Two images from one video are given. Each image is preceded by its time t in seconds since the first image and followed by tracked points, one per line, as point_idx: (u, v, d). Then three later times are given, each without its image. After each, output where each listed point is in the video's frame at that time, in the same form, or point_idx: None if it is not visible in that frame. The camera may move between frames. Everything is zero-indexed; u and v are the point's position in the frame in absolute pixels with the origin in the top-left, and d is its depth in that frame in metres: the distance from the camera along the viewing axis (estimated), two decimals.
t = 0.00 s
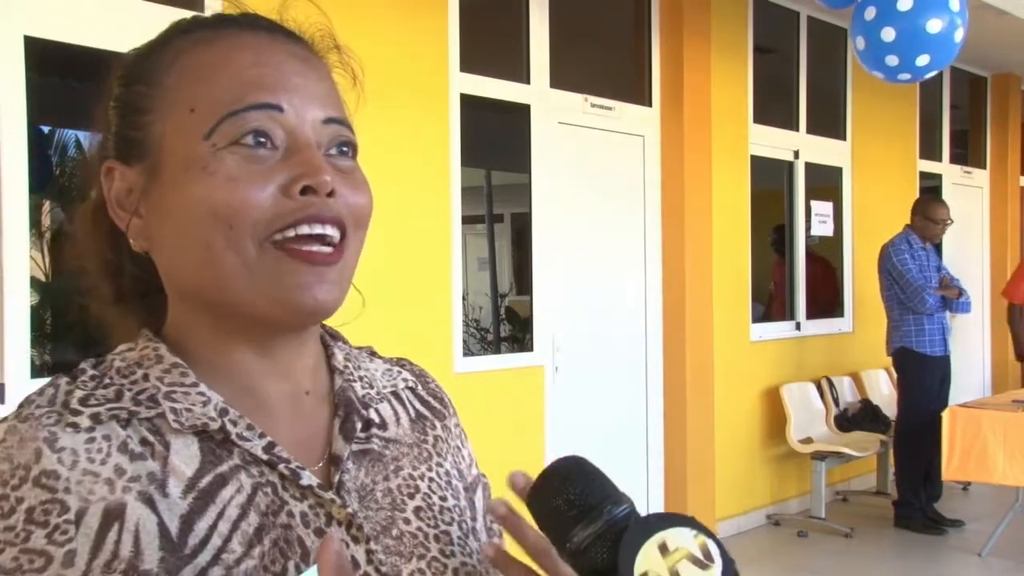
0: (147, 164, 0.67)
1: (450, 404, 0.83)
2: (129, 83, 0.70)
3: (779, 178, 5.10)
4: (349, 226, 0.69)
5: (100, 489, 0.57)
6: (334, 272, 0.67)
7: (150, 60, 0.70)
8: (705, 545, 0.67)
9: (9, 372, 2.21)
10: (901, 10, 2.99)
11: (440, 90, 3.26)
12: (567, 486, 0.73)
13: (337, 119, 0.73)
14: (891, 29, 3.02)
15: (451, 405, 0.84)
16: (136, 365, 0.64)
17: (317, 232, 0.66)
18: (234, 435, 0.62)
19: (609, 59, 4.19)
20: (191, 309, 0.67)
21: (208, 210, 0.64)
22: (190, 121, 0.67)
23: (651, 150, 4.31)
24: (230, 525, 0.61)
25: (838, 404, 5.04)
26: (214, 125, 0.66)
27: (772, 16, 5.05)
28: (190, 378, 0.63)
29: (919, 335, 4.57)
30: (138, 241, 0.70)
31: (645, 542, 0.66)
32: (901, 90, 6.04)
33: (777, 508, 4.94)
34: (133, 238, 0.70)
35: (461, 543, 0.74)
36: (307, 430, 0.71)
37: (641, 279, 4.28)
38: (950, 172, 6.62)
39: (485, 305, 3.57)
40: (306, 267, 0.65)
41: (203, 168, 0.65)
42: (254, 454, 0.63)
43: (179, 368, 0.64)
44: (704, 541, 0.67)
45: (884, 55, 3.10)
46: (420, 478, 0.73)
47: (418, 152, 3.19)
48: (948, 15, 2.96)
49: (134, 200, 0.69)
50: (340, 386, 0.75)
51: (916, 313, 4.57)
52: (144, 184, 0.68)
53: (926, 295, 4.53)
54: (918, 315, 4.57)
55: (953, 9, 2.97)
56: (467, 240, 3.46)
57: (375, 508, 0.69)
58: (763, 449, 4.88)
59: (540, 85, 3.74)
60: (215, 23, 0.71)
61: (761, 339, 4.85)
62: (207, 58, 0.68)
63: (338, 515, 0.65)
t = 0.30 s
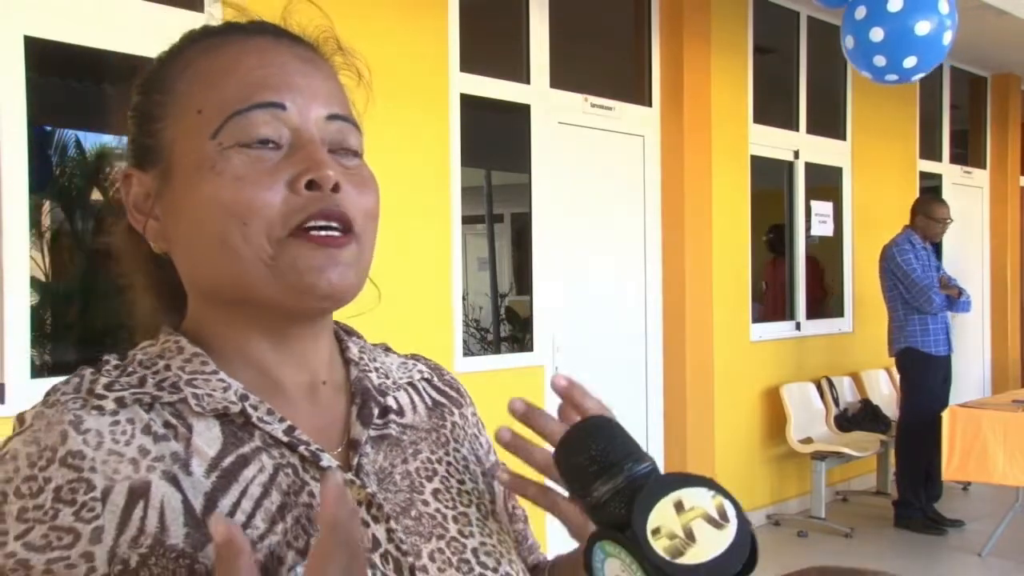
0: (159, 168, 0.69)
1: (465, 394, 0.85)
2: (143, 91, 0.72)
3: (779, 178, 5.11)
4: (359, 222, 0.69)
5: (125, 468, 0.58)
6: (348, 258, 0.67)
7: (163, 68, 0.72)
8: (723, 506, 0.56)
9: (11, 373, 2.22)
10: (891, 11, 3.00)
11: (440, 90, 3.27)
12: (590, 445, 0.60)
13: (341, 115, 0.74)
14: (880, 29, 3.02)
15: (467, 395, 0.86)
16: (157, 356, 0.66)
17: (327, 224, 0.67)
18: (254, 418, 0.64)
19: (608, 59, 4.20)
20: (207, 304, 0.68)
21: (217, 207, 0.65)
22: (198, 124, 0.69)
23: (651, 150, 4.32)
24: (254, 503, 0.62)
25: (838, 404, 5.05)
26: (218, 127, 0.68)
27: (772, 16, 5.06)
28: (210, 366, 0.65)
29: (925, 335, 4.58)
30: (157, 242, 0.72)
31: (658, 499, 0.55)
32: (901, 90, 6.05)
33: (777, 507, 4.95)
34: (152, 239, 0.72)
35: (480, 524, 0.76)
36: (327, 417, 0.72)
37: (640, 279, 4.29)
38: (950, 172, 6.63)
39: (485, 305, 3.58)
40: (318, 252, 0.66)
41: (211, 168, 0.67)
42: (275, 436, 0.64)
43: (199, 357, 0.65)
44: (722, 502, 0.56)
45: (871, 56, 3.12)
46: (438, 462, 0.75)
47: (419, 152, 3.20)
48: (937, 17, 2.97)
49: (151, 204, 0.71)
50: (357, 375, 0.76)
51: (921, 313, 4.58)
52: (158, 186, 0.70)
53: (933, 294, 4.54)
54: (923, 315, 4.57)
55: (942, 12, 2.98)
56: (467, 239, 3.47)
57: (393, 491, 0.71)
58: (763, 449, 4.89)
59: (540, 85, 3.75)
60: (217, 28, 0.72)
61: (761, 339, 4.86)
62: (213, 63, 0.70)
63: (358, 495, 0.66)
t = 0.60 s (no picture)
0: (135, 171, 0.69)
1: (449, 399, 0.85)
2: (119, 97, 0.73)
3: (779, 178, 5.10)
4: (335, 217, 0.70)
5: (105, 470, 0.59)
6: (323, 248, 0.67)
7: (139, 73, 0.72)
8: (731, 498, 0.50)
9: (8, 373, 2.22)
10: (882, 11, 2.99)
11: (440, 90, 3.27)
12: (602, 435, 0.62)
13: (316, 114, 0.74)
14: (871, 29, 3.02)
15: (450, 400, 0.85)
16: (137, 356, 0.65)
17: (305, 214, 0.67)
18: (235, 419, 0.64)
19: (607, 59, 4.19)
20: (185, 304, 0.68)
21: (191, 203, 0.65)
22: (173, 122, 0.69)
23: (651, 150, 4.32)
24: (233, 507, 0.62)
25: (838, 404, 5.05)
26: (194, 123, 0.68)
27: (772, 16, 5.06)
28: (190, 366, 0.65)
29: (926, 335, 4.58)
30: (132, 246, 0.72)
31: (667, 487, 0.51)
32: (901, 90, 6.05)
33: (777, 507, 4.95)
34: (127, 243, 0.72)
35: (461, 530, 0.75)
36: (308, 419, 0.72)
37: (640, 279, 4.29)
38: (951, 172, 6.62)
39: (485, 305, 3.58)
40: (289, 242, 0.66)
41: (185, 164, 0.67)
42: (255, 439, 0.64)
43: (180, 357, 0.65)
44: (730, 494, 0.50)
45: (861, 54, 3.12)
46: (419, 467, 0.75)
47: (418, 152, 3.20)
48: (927, 17, 2.97)
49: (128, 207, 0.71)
50: (337, 378, 0.75)
51: (923, 313, 4.58)
52: (133, 190, 0.70)
53: (934, 294, 4.54)
54: (925, 316, 4.58)
55: (934, 12, 2.97)
56: (467, 239, 3.47)
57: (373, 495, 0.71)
58: (763, 449, 4.89)
59: (540, 85, 3.74)
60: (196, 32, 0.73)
61: (761, 339, 4.86)
62: (186, 65, 0.70)
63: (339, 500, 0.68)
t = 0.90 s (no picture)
0: (104, 168, 0.68)
1: (428, 404, 0.84)
2: (88, 93, 0.72)
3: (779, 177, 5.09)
4: (311, 214, 0.69)
5: (57, 478, 0.58)
6: (301, 244, 0.67)
7: (110, 69, 0.71)
8: (703, 529, 0.47)
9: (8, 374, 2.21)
10: (877, 10, 2.99)
11: (439, 90, 3.26)
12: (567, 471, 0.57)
13: (290, 113, 0.74)
14: (867, 29, 3.03)
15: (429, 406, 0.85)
16: (102, 359, 0.64)
17: (278, 212, 0.66)
18: (198, 427, 0.63)
19: (608, 59, 4.18)
20: (155, 304, 0.67)
21: (161, 202, 0.64)
22: (144, 118, 0.68)
23: (651, 151, 4.31)
24: (191, 519, 0.61)
25: (838, 404, 5.04)
26: (166, 118, 0.67)
27: (772, 16, 5.05)
28: (155, 370, 0.64)
29: (928, 335, 4.57)
30: (100, 244, 0.70)
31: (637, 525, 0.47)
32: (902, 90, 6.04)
33: (777, 508, 4.94)
34: (95, 241, 0.70)
35: (432, 545, 0.73)
36: (277, 427, 0.71)
37: (640, 279, 4.28)
38: (951, 172, 6.62)
39: (485, 305, 3.57)
40: (266, 238, 0.65)
41: (156, 162, 0.66)
42: (219, 448, 0.63)
43: (146, 361, 0.64)
44: (701, 526, 0.47)
45: (859, 54, 3.11)
46: (392, 477, 0.74)
47: (418, 152, 3.19)
48: (921, 17, 2.95)
49: (96, 206, 0.70)
50: (310, 385, 0.74)
51: (924, 313, 4.57)
52: (102, 187, 0.68)
53: (934, 294, 4.53)
54: (926, 315, 4.57)
55: (929, 11, 2.95)
56: (467, 240, 3.46)
57: (342, 507, 0.70)
58: (764, 449, 4.87)
59: (540, 85, 3.74)
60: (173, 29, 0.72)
61: (761, 339, 4.85)
62: (158, 62, 0.69)
63: (303, 512, 0.66)
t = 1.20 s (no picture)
0: (86, 165, 0.67)
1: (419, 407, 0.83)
2: (71, 87, 0.71)
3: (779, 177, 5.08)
4: (296, 214, 0.68)
5: (22, 484, 0.57)
6: (288, 245, 0.66)
7: (94, 61, 0.70)
8: (673, 511, 0.49)
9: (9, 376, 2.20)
10: (875, 10, 3.00)
11: (439, 89, 3.25)
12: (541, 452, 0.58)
13: (277, 110, 0.73)
14: (866, 28, 3.04)
15: (421, 408, 0.84)
16: (78, 361, 0.64)
17: (265, 211, 0.65)
18: (171, 432, 0.62)
19: (608, 60, 4.18)
20: (137, 305, 0.66)
21: (145, 204, 0.63)
22: (126, 114, 0.67)
23: (651, 151, 4.30)
24: (160, 524, 0.60)
25: (838, 404, 5.03)
26: (147, 116, 0.66)
27: (772, 16, 5.04)
28: (130, 374, 0.63)
29: (931, 335, 4.56)
30: (83, 242, 0.69)
31: (609, 507, 0.50)
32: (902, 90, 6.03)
33: (777, 507, 4.93)
34: (78, 238, 0.69)
35: (416, 552, 0.72)
36: (257, 432, 0.70)
37: (640, 279, 4.27)
38: (951, 172, 6.61)
39: (485, 305, 3.56)
40: (263, 240, 0.64)
41: (139, 161, 0.65)
42: (192, 453, 0.62)
43: (121, 363, 0.63)
44: (671, 508, 0.49)
45: (863, 54, 3.12)
46: (375, 483, 0.73)
47: (418, 152, 3.18)
48: (920, 15, 2.93)
49: (78, 202, 0.69)
50: (295, 388, 0.73)
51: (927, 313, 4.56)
52: (84, 183, 0.68)
53: (937, 295, 4.52)
54: (928, 315, 4.56)
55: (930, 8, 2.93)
56: (467, 240, 3.45)
57: (320, 514, 0.69)
58: (764, 449, 4.87)
59: (541, 85, 3.73)
60: (160, 21, 0.71)
61: (761, 339, 4.84)
62: (144, 55, 0.69)
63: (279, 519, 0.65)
